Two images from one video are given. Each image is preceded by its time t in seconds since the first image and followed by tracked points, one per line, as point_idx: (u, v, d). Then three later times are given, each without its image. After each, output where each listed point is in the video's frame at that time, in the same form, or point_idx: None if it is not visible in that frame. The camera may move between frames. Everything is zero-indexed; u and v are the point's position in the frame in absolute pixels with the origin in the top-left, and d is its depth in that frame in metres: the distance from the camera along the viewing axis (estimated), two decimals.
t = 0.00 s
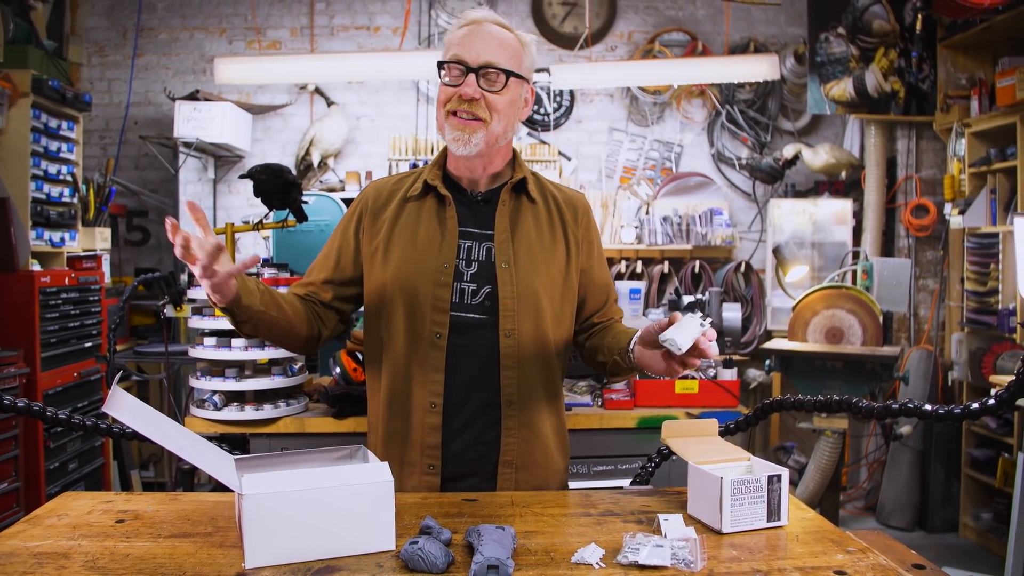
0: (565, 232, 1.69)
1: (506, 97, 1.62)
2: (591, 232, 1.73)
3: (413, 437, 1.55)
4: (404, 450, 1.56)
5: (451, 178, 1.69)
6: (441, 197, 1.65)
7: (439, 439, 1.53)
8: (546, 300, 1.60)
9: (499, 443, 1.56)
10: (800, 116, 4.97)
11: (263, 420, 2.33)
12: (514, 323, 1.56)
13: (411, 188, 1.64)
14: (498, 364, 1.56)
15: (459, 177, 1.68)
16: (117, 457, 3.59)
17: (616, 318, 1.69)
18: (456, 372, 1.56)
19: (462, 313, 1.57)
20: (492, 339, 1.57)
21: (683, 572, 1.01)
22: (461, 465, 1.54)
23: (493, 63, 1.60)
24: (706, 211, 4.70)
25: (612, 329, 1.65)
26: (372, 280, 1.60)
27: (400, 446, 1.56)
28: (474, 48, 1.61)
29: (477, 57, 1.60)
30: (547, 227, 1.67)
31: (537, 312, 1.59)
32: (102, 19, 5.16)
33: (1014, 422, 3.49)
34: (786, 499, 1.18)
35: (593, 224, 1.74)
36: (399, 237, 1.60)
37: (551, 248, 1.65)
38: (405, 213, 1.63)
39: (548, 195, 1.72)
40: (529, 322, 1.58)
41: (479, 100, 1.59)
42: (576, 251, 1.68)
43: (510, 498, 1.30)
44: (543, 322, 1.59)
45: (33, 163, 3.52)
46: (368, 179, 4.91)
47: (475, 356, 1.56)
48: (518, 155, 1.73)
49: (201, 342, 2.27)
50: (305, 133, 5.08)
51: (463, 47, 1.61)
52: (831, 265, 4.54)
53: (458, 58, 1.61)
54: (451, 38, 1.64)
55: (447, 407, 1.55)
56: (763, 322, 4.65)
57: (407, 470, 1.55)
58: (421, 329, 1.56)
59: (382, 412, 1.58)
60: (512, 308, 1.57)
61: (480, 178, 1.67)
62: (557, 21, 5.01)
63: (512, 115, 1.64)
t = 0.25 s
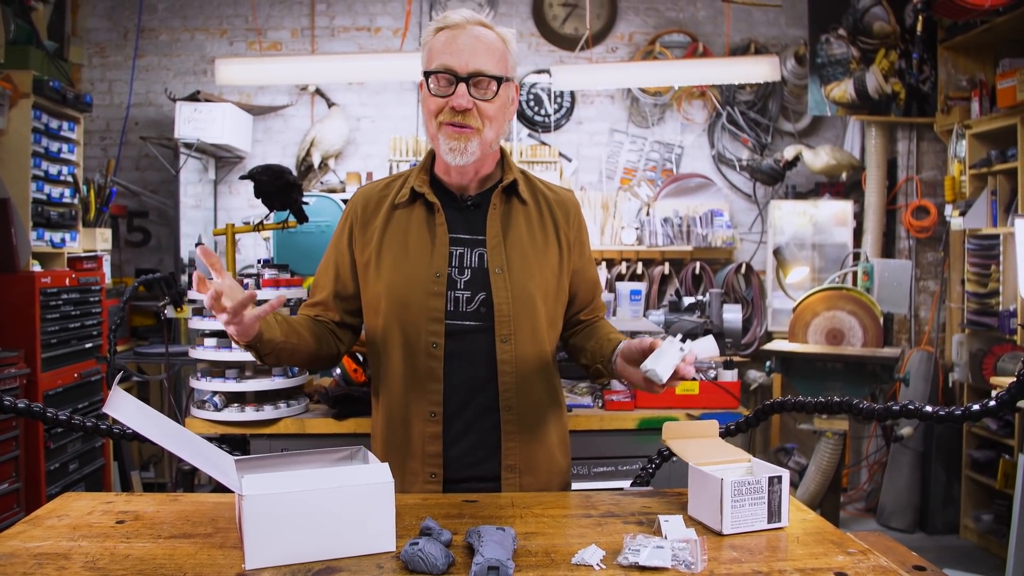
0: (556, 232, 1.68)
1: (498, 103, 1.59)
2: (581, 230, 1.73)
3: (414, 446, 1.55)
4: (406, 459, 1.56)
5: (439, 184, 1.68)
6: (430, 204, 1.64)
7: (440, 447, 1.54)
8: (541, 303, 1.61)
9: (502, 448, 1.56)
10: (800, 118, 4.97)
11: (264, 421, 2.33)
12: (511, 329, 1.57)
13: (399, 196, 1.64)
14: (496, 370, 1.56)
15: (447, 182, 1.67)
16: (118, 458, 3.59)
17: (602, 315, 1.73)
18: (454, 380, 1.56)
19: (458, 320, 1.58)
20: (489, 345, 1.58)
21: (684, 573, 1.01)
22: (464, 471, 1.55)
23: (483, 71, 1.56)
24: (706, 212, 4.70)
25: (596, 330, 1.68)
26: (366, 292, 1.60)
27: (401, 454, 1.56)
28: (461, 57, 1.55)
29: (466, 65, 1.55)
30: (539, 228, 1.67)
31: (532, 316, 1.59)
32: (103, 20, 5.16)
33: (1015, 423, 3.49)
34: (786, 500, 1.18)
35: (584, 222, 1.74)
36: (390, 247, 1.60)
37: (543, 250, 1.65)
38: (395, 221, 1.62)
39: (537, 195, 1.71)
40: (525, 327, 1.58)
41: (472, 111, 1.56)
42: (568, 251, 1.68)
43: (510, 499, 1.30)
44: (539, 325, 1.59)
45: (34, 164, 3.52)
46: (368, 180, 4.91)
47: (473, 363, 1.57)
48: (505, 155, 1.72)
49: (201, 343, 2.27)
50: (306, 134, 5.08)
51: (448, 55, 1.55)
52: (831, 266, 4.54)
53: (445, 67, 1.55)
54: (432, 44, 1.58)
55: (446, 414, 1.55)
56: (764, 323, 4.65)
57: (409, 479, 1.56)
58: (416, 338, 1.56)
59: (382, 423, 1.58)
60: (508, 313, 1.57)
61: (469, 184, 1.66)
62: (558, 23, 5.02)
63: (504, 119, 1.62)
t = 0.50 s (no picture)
0: (558, 230, 1.69)
1: (501, 103, 1.59)
2: (580, 228, 1.74)
3: (420, 449, 1.54)
4: (409, 463, 1.55)
5: (440, 184, 1.67)
6: (433, 204, 1.63)
7: (444, 450, 1.53)
8: (547, 302, 1.61)
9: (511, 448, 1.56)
10: (802, 117, 4.96)
11: (265, 420, 2.33)
12: (519, 328, 1.56)
13: (401, 197, 1.62)
14: (505, 369, 1.56)
15: (448, 181, 1.66)
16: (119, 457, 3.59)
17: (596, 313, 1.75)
18: (461, 382, 1.55)
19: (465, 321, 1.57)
20: (497, 345, 1.58)
21: (685, 573, 1.01)
22: (471, 472, 1.54)
23: (487, 70, 1.56)
24: (708, 212, 4.76)
25: (587, 329, 1.70)
26: (369, 296, 1.59)
27: (405, 458, 1.55)
28: (467, 55, 1.55)
29: (471, 64, 1.55)
30: (542, 227, 1.67)
31: (539, 316, 1.59)
32: (104, 19, 5.16)
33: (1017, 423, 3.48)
34: (788, 500, 1.18)
35: (584, 220, 1.75)
36: (393, 250, 1.59)
37: (547, 249, 1.65)
38: (398, 223, 1.61)
39: (537, 193, 1.71)
40: (532, 326, 1.58)
41: (476, 110, 1.56)
42: (570, 248, 1.69)
43: (512, 498, 1.30)
44: (545, 324, 1.59)
45: (36, 163, 3.52)
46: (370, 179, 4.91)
47: (481, 363, 1.56)
48: (505, 153, 1.71)
49: (203, 341, 2.27)
50: (308, 133, 5.08)
51: (452, 54, 1.55)
52: (833, 265, 4.53)
53: (449, 66, 1.55)
54: (436, 43, 1.58)
55: (451, 417, 1.54)
56: (766, 322, 4.65)
57: (413, 482, 1.54)
58: (423, 340, 1.55)
59: (386, 427, 1.57)
60: (516, 313, 1.57)
61: (471, 184, 1.65)
62: (559, 22, 5.01)
63: (507, 119, 1.62)
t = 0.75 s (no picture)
0: (553, 232, 1.70)
1: (508, 112, 1.58)
2: (575, 229, 1.75)
3: (421, 451, 1.52)
4: (411, 465, 1.53)
5: (438, 185, 1.66)
6: (432, 205, 1.62)
7: (445, 451, 1.52)
8: (545, 302, 1.62)
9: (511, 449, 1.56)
10: (803, 116, 4.96)
11: (265, 419, 2.32)
12: (519, 329, 1.57)
13: (400, 197, 1.61)
14: (505, 369, 1.56)
15: (448, 182, 1.65)
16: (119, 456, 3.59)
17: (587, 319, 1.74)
18: (461, 383, 1.54)
19: (465, 322, 1.57)
20: (496, 346, 1.58)
21: (686, 573, 1.00)
22: (472, 473, 1.54)
23: (497, 82, 1.52)
24: (709, 211, 4.74)
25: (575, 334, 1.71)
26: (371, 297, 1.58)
27: (405, 460, 1.53)
28: (476, 65, 1.51)
29: (481, 75, 1.51)
30: (538, 228, 1.68)
31: (539, 317, 1.59)
32: (105, 18, 5.16)
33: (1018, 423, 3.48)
34: (789, 500, 1.18)
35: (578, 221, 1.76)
36: (393, 251, 1.58)
37: (543, 250, 1.66)
38: (398, 224, 1.60)
39: (533, 195, 1.71)
40: (533, 327, 1.58)
41: (486, 122, 1.54)
42: (564, 250, 1.70)
43: (513, 499, 1.29)
44: (544, 325, 1.60)
45: (36, 163, 3.52)
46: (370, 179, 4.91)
47: (481, 364, 1.56)
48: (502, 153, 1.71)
49: (203, 341, 2.27)
50: (308, 133, 5.08)
51: (463, 64, 1.51)
52: (834, 265, 4.53)
53: (460, 76, 1.51)
54: (445, 48, 1.52)
55: (452, 418, 1.53)
56: (766, 322, 4.64)
57: (414, 483, 1.53)
58: (425, 342, 1.54)
59: (386, 428, 1.56)
60: (516, 314, 1.57)
61: (470, 185, 1.65)
62: (560, 21, 5.00)
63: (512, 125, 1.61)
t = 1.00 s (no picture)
0: (553, 235, 1.69)
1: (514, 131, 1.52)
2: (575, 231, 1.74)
3: (421, 454, 1.52)
4: (411, 468, 1.52)
5: (440, 189, 1.64)
6: (435, 209, 1.60)
7: (444, 455, 1.51)
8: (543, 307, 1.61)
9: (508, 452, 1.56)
10: (803, 116, 4.95)
11: (264, 420, 2.32)
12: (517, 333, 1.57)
13: (403, 200, 1.58)
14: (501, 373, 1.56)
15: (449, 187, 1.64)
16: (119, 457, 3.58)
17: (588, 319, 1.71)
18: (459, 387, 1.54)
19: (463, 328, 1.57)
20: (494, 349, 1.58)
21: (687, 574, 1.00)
22: (470, 475, 1.54)
23: (507, 105, 1.46)
24: (709, 211, 4.73)
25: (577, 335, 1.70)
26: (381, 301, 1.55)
27: (404, 463, 1.52)
28: (484, 87, 1.44)
29: (489, 98, 1.44)
30: (536, 231, 1.67)
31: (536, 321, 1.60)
32: (104, 18, 5.16)
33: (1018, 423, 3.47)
34: (790, 501, 1.17)
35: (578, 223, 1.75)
36: (399, 254, 1.56)
37: (541, 254, 1.65)
38: (402, 227, 1.58)
39: (532, 198, 1.70)
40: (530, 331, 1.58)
41: (493, 146, 1.48)
42: (563, 252, 1.69)
43: (512, 499, 1.29)
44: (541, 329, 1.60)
45: (35, 163, 3.51)
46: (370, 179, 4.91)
47: (479, 367, 1.56)
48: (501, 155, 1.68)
49: (202, 341, 2.27)
50: (308, 133, 5.08)
51: (470, 87, 1.43)
52: (834, 266, 4.53)
53: (466, 100, 1.44)
54: (449, 68, 1.44)
55: (450, 421, 1.53)
56: (766, 322, 4.64)
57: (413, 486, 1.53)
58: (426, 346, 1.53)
59: (386, 433, 1.54)
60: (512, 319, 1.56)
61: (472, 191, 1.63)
62: (560, 21, 5.00)
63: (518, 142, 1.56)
